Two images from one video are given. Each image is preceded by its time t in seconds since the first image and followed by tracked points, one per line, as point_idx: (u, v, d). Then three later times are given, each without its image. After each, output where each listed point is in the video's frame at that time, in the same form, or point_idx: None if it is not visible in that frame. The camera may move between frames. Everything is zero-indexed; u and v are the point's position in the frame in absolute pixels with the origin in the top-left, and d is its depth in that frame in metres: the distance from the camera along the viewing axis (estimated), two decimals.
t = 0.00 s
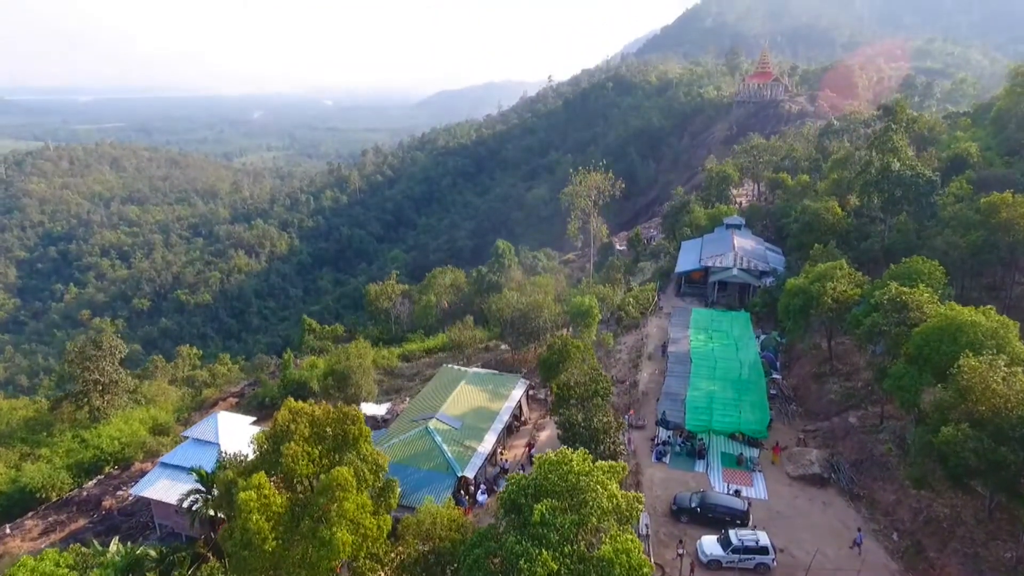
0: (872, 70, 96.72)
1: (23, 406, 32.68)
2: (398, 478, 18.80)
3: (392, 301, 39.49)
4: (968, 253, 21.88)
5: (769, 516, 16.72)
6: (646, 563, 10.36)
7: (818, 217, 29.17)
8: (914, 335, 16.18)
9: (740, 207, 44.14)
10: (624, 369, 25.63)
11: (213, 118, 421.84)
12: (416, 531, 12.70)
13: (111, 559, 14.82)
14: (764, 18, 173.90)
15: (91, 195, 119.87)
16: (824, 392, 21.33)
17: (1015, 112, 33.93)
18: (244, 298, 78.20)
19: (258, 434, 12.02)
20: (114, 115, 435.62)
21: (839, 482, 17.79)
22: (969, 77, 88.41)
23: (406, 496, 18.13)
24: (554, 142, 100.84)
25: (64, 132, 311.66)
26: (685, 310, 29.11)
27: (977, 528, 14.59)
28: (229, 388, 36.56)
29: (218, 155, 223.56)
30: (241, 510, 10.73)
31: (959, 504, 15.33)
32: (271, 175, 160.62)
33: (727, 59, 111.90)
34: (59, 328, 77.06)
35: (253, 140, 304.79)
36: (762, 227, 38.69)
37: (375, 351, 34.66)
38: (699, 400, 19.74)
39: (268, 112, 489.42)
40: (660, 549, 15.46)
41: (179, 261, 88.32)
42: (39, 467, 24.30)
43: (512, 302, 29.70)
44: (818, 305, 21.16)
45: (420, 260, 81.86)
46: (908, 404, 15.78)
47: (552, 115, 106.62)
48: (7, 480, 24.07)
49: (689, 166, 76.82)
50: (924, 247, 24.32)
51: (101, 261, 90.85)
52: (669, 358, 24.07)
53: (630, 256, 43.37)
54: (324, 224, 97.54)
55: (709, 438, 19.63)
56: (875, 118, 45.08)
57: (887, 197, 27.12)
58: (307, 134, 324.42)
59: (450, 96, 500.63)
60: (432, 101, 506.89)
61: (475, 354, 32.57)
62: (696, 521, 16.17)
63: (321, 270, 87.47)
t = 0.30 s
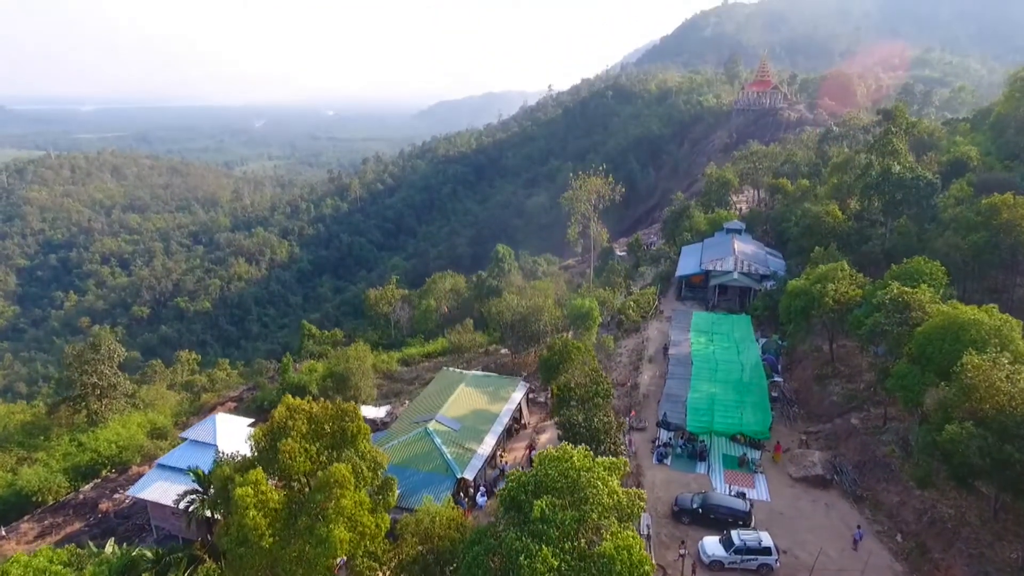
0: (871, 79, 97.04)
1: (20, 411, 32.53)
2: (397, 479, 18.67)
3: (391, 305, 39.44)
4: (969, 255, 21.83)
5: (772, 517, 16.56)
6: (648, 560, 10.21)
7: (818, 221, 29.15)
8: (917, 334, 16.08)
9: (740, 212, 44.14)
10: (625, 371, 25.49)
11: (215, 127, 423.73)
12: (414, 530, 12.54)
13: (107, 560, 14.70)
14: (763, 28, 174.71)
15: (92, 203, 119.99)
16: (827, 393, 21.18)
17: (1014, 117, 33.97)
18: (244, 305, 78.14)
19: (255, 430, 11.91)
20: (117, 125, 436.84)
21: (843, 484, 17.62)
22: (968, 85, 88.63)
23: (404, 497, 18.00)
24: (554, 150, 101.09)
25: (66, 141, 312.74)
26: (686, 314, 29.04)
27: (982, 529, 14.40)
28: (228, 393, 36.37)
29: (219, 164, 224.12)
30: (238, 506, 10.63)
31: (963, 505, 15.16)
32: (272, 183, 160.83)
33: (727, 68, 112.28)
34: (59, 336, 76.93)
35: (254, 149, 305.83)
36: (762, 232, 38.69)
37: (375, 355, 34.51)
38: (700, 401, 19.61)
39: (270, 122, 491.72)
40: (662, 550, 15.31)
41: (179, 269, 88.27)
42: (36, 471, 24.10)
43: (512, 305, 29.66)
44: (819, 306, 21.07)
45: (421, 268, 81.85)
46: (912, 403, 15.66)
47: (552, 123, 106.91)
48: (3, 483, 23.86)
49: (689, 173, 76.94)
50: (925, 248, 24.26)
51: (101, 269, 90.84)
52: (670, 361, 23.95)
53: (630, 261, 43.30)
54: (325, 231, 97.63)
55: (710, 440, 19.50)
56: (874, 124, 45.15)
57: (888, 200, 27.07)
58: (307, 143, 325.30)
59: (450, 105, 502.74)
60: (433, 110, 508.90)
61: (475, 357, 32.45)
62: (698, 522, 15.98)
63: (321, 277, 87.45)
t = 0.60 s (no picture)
0: (870, 87, 97.24)
1: (18, 415, 32.37)
2: (396, 480, 18.53)
3: (392, 310, 39.39)
4: (971, 256, 21.79)
5: (775, 518, 16.41)
6: (650, 557, 10.07)
7: (819, 224, 29.15)
8: (919, 334, 16.01)
9: (740, 217, 44.15)
10: (626, 374, 25.35)
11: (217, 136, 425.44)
12: (414, 529, 12.39)
13: (103, 561, 14.54)
14: (762, 38, 175.41)
15: (93, 210, 120.20)
16: (828, 395, 21.08)
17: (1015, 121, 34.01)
18: (244, 312, 78.05)
19: (253, 426, 11.76)
20: (120, 134, 437.99)
21: (845, 485, 17.48)
22: (968, 94, 88.73)
23: (403, 499, 17.83)
24: (554, 157, 101.31)
25: (69, 149, 314.06)
26: (686, 317, 28.97)
27: (987, 529, 14.24)
28: (227, 397, 36.25)
29: (220, 172, 224.64)
30: (234, 503, 10.47)
31: (969, 505, 15.00)
32: (273, 191, 161.16)
33: (726, 76, 112.68)
34: (58, 343, 76.81)
35: (255, 158, 306.61)
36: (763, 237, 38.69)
37: (375, 359, 34.41)
38: (701, 402, 19.46)
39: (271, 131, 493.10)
40: (663, 551, 15.14)
41: (179, 276, 88.30)
42: (32, 474, 23.92)
43: (512, 308, 29.59)
44: (820, 306, 21.01)
45: (421, 275, 81.86)
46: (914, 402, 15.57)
47: (553, 131, 107.17)
48: None
49: (689, 180, 77.06)
50: (926, 251, 24.23)
51: (102, 276, 90.87)
52: (671, 362, 23.83)
53: (631, 266, 43.22)
54: (325, 239, 97.68)
55: (712, 441, 19.35)
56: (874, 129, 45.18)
57: (888, 203, 27.06)
58: (309, 152, 326.28)
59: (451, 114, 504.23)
60: (434, 119, 510.40)
61: (475, 361, 32.35)
62: (700, 523, 15.82)
63: (321, 285, 87.43)
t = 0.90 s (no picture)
0: (870, 95, 97.49)
1: (16, 418, 32.20)
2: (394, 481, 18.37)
3: (392, 314, 39.30)
4: (973, 257, 21.72)
5: (777, 519, 16.24)
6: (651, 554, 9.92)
7: (820, 227, 29.13)
8: (922, 332, 15.91)
9: (741, 222, 44.12)
10: (627, 377, 25.23)
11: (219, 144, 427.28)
12: (412, 528, 12.27)
13: (98, 562, 14.36)
14: (761, 47, 176.13)
15: (94, 217, 120.33)
16: (830, 397, 20.94)
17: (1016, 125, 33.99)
18: (244, 319, 77.94)
19: (250, 422, 11.63)
20: (121, 142, 439.19)
21: (848, 486, 17.34)
22: (967, 102, 88.84)
23: (402, 500, 17.67)
24: (555, 165, 101.49)
25: (71, 158, 314.81)
26: (687, 320, 28.86)
27: (992, 529, 14.09)
28: (226, 401, 36.09)
29: (222, 181, 225.34)
30: (230, 498, 10.34)
31: (973, 505, 14.86)
32: (274, 199, 161.36)
33: (726, 84, 113.02)
34: (58, 349, 76.65)
35: (256, 166, 307.21)
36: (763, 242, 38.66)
37: (375, 364, 34.29)
38: (702, 404, 19.34)
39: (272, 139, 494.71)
40: (665, 551, 14.98)
41: (180, 282, 88.28)
42: (29, 476, 23.69)
43: (513, 311, 29.56)
44: (822, 308, 20.93)
45: (421, 282, 81.78)
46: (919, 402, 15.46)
47: (553, 138, 107.39)
48: None
49: (689, 187, 77.15)
50: (928, 252, 24.15)
51: (102, 283, 90.85)
52: (672, 365, 23.70)
53: (631, 271, 43.17)
54: (326, 246, 97.66)
55: (713, 443, 19.21)
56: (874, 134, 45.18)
57: (889, 205, 27.02)
58: (310, 160, 327.03)
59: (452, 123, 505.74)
60: (434, 128, 511.86)
61: (476, 364, 32.22)
62: (701, 524, 15.68)
63: (321, 292, 87.40)
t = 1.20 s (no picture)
0: (868, 103, 97.77)
1: (13, 422, 32.02)
2: (393, 482, 18.21)
3: (391, 318, 39.20)
4: (974, 258, 21.64)
5: (779, 520, 16.08)
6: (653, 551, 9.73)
7: (819, 230, 29.17)
8: (924, 331, 15.84)
9: (741, 227, 44.11)
10: (628, 379, 25.11)
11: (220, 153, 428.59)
12: (409, 526, 12.16)
13: (94, 563, 14.22)
14: (760, 56, 176.90)
15: (95, 225, 120.37)
16: (832, 398, 20.80)
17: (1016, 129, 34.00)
18: (244, 326, 77.87)
19: (248, 417, 11.51)
20: (122, 151, 440.30)
21: (850, 487, 17.19)
22: (966, 109, 89.07)
23: (401, 501, 17.51)
24: (555, 172, 101.67)
25: (72, 166, 315.56)
26: (688, 323, 28.77)
27: (997, 529, 13.94)
28: (225, 406, 35.94)
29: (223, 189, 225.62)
30: (226, 494, 10.22)
31: (977, 506, 14.72)
32: (274, 206, 161.45)
33: (725, 93, 113.40)
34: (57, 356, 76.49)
35: (257, 174, 307.53)
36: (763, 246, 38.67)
37: (374, 367, 34.18)
38: (703, 405, 19.23)
39: (273, 147, 495.98)
40: (667, 552, 14.83)
41: (179, 289, 88.23)
42: (25, 479, 23.46)
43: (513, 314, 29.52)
44: (823, 308, 20.87)
45: (421, 289, 81.77)
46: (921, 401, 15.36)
47: (553, 146, 107.65)
48: None
49: (688, 194, 77.27)
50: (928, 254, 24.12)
51: (102, 290, 90.78)
52: (673, 367, 23.60)
53: (631, 276, 43.11)
54: (326, 253, 97.66)
55: (714, 444, 19.09)
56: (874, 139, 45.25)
57: (890, 208, 27.01)
58: (311, 169, 327.64)
59: (452, 132, 507.29)
60: (434, 137, 513.10)
61: (475, 368, 32.11)
62: (703, 524, 15.54)
63: (321, 299, 87.34)
